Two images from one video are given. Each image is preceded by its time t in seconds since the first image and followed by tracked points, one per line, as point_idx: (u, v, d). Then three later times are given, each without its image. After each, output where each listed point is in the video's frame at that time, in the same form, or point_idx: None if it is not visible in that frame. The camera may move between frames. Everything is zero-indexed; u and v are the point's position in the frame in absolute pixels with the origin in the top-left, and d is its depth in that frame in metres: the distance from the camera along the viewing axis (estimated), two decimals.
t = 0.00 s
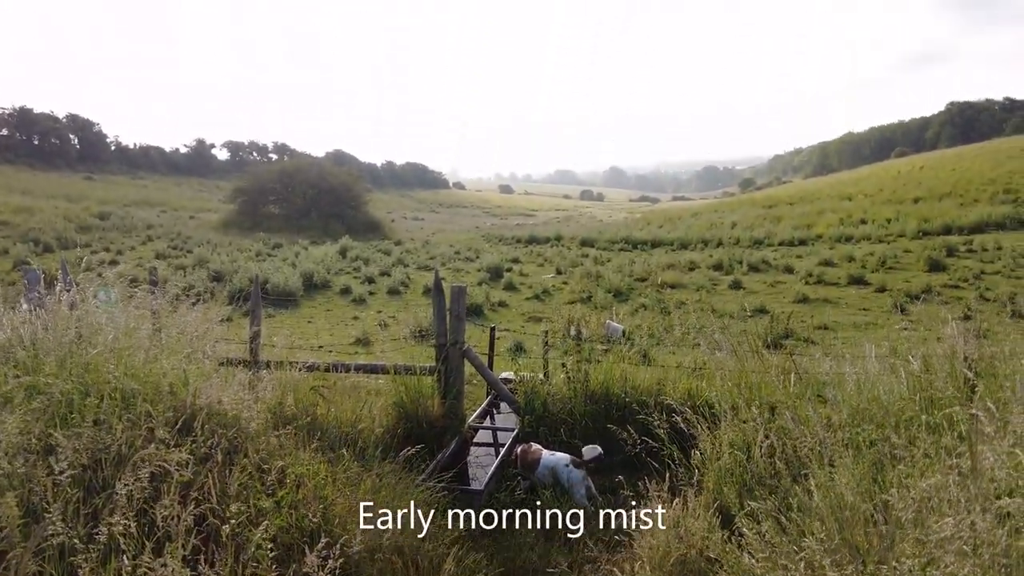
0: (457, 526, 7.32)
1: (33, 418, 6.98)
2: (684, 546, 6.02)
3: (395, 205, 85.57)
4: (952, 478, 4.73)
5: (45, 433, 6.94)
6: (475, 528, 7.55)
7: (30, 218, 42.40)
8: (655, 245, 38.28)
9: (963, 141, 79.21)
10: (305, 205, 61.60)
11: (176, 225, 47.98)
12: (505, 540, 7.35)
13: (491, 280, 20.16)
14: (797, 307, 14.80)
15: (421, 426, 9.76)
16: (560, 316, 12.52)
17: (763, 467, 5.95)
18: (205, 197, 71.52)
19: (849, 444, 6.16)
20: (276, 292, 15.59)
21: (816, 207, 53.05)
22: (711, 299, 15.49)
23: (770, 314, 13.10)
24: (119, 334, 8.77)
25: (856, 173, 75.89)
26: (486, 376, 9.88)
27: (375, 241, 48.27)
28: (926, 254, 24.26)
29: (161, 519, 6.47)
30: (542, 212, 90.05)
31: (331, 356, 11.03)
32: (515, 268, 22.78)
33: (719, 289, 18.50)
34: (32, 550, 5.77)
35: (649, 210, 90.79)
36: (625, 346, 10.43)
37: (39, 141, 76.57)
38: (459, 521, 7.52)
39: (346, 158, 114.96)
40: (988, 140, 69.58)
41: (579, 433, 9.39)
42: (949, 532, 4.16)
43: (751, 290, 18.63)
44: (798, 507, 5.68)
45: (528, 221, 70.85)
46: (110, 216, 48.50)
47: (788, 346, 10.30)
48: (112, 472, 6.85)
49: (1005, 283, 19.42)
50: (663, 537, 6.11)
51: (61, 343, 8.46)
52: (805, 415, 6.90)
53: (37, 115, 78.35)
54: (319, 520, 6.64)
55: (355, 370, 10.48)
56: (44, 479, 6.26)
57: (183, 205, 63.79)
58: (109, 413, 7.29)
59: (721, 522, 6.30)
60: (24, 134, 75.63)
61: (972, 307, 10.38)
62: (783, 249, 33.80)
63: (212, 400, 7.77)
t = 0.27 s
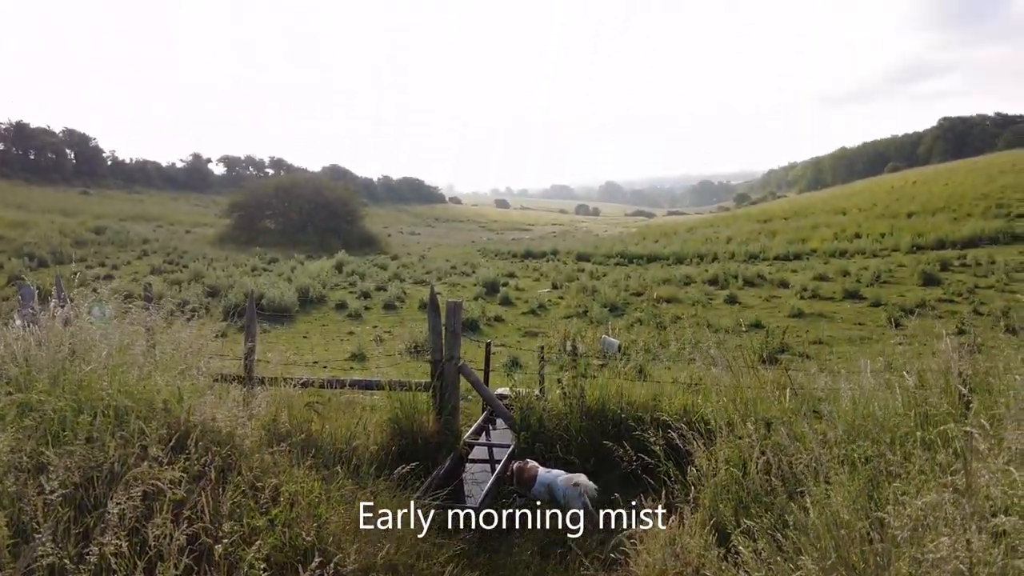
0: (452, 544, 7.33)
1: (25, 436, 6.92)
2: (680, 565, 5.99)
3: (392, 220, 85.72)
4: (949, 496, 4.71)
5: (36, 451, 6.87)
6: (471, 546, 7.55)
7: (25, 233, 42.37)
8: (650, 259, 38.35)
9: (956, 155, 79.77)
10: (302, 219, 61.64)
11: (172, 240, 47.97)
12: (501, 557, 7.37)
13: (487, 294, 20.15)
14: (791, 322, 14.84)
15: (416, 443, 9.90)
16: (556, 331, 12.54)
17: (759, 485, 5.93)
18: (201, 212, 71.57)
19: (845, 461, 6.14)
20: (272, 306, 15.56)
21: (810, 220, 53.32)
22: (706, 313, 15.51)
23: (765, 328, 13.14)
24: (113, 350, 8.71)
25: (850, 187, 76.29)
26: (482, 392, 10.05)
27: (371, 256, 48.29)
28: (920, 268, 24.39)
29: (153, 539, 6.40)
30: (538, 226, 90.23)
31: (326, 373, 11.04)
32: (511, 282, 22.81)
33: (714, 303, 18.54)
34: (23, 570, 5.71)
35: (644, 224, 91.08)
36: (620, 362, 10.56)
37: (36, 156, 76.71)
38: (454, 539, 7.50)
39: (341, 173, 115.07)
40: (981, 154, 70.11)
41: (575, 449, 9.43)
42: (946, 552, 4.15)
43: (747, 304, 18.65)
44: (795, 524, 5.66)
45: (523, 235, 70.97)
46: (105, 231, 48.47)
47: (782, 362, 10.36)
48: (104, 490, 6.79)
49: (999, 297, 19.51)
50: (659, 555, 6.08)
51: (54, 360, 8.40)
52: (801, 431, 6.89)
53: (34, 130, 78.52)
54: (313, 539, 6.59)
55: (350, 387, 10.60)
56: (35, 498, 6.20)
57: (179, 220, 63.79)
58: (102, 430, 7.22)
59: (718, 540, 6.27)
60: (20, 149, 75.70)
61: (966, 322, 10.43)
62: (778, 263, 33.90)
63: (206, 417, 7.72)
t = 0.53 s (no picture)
0: (447, 558, 7.39)
1: (15, 449, 6.84)
2: None
3: (387, 230, 85.75)
4: (945, 509, 4.70)
5: (26, 465, 6.79)
6: (466, 559, 7.61)
7: (18, 244, 42.22)
8: (645, 270, 38.42)
9: (948, 168, 80.38)
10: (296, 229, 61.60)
11: (166, 251, 47.83)
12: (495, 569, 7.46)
13: (483, 306, 20.14)
14: (787, 333, 14.88)
15: (410, 456, 9.90)
16: (551, 343, 12.53)
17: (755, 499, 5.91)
18: (196, 223, 71.49)
19: (840, 474, 6.13)
20: (267, 317, 15.52)
21: (804, 232, 53.58)
22: (701, 324, 15.55)
23: (761, 340, 13.17)
24: (105, 362, 8.64)
25: (844, 199, 76.70)
26: (477, 404, 10.06)
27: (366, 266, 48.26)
28: (914, 279, 24.50)
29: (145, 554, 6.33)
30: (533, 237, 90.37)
31: (320, 385, 11.01)
32: (506, 293, 22.81)
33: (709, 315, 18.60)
34: None
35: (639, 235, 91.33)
36: (616, 374, 10.56)
37: (30, 166, 76.62)
38: (449, 552, 7.56)
39: (337, 184, 115.15)
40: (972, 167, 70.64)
41: (570, 461, 9.42)
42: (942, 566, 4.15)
43: (741, 316, 18.72)
44: (792, 538, 5.64)
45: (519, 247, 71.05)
46: (99, 241, 48.32)
47: (777, 375, 10.41)
48: (95, 504, 6.71)
49: (992, 308, 19.61)
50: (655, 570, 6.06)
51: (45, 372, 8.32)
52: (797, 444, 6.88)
53: (28, 141, 78.47)
54: (306, 554, 6.54)
55: (343, 399, 10.58)
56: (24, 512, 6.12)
57: (173, 230, 63.69)
58: (93, 443, 7.14)
59: (714, 554, 6.24)
60: (14, 159, 75.53)
61: (959, 334, 10.48)
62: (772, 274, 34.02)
63: (199, 430, 7.65)
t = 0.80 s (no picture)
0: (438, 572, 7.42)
1: (3, 461, 6.77)
2: None
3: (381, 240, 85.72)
4: (937, 521, 4.70)
5: (15, 476, 6.72)
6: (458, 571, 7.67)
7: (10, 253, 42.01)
8: (639, 279, 38.48)
9: (939, 177, 80.92)
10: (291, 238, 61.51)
11: (160, 260, 47.68)
12: None
13: (477, 315, 20.13)
14: (781, 343, 14.93)
15: (403, 465, 9.88)
16: (545, 352, 12.53)
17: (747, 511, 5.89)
18: (191, 232, 71.43)
19: (833, 485, 6.13)
20: (260, 327, 15.47)
21: (797, 242, 53.85)
22: (695, 333, 15.58)
23: (754, 350, 13.20)
24: (96, 372, 8.58)
25: (836, 209, 77.10)
26: (471, 414, 10.07)
27: (360, 276, 48.16)
28: (907, 289, 24.62)
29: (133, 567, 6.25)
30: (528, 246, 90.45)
31: (313, 396, 10.98)
32: (500, 302, 22.79)
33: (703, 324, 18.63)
34: None
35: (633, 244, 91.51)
36: (610, 384, 10.56)
37: (24, 175, 76.49)
38: (440, 567, 7.61)
39: (331, 193, 115.13)
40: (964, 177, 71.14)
41: (563, 471, 9.44)
42: None
43: (735, 325, 18.75)
44: (785, 548, 5.63)
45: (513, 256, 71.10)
46: (92, 250, 48.16)
47: (771, 384, 10.45)
48: (84, 517, 6.63)
49: (984, 317, 19.72)
50: None
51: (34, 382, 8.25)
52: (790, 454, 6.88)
53: (22, 150, 78.35)
54: (298, 566, 6.50)
55: (336, 409, 10.57)
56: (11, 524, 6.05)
57: (167, 240, 63.56)
58: (83, 455, 7.08)
59: (708, 565, 6.22)
60: (8, 168, 75.42)
61: (952, 342, 10.52)
62: (766, 283, 34.13)
63: (191, 441, 7.59)
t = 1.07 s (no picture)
0: None
1: None
2: None
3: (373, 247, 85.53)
4: (929, 527, 4.73)
5: None
6: None
7: None
8: (631, 287, 38.53)
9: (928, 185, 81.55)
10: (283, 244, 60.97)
11: (150, 267, 47.38)
12: None
13: (469, 323, 20.08)
14: (773, 349, 14.97)
15: (394, 475, 9.87)
16: (537, 360, 12.52)
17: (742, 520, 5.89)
18: (181, 239, 70.80)
19: (826, 493, 6.14)
20: (250, 334, 15.38)
21: (787, 249, 54.09)
22: (687, 341, 15.59)
23: (746, 357, 13.23)
24: (84, 381, 8.48)
25: (827, 217, 77.57)
26: (462, 422, 10.06)
27: (352, 284, 47.99)
28: (897, 296, 24.76)
29: None
30: (520, 253, 90.44)
31: (303, 404, 10.92)
32: (492, 310, 22.75)
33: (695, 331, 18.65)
34: None
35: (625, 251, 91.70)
36: (602, 392, 10.58)
37: (13, 182, 75.69)
38: None
39: (323, 200, 114.86)
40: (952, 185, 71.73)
41: (556, 480, 9.47)
42: None
43: (727, 332, 18.79)
44: (777, 556, 5.64)
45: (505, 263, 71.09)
46: (83, 258, 47.79)
47: (762, 392, 10.50)
48: (71, 528, 6.55)
49: (973, 324, 19.86)
50: None
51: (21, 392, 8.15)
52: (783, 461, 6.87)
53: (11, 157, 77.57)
54: None
55: (327, 418, 10.53)
56: None
57: (158, 247, 63.08)
58: (70, 464, 6.99)
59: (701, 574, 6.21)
60: None
61: (942, 350, 10.58)
62: (758, 290, 34.27)
63: (180, 450, 7.53)
